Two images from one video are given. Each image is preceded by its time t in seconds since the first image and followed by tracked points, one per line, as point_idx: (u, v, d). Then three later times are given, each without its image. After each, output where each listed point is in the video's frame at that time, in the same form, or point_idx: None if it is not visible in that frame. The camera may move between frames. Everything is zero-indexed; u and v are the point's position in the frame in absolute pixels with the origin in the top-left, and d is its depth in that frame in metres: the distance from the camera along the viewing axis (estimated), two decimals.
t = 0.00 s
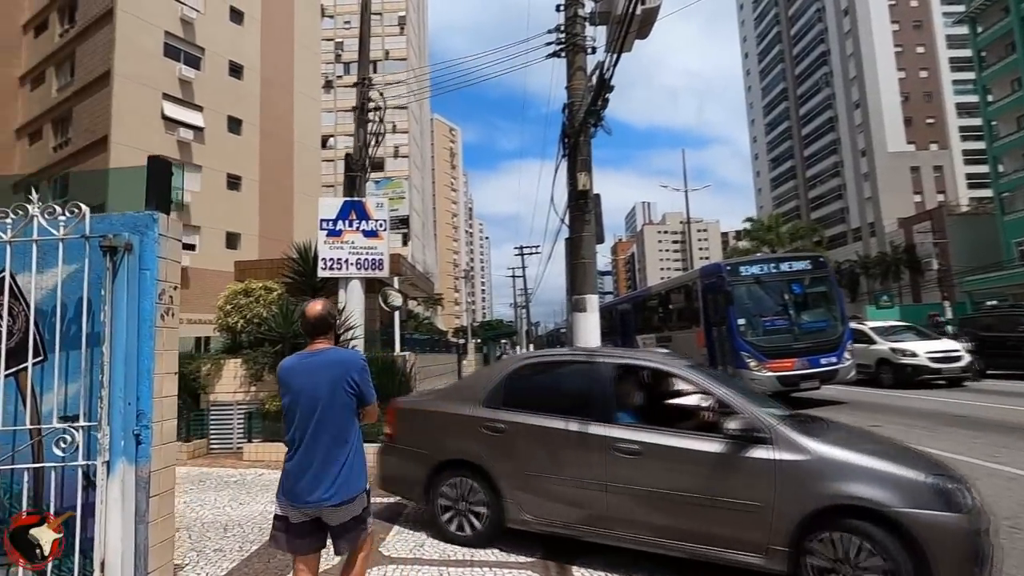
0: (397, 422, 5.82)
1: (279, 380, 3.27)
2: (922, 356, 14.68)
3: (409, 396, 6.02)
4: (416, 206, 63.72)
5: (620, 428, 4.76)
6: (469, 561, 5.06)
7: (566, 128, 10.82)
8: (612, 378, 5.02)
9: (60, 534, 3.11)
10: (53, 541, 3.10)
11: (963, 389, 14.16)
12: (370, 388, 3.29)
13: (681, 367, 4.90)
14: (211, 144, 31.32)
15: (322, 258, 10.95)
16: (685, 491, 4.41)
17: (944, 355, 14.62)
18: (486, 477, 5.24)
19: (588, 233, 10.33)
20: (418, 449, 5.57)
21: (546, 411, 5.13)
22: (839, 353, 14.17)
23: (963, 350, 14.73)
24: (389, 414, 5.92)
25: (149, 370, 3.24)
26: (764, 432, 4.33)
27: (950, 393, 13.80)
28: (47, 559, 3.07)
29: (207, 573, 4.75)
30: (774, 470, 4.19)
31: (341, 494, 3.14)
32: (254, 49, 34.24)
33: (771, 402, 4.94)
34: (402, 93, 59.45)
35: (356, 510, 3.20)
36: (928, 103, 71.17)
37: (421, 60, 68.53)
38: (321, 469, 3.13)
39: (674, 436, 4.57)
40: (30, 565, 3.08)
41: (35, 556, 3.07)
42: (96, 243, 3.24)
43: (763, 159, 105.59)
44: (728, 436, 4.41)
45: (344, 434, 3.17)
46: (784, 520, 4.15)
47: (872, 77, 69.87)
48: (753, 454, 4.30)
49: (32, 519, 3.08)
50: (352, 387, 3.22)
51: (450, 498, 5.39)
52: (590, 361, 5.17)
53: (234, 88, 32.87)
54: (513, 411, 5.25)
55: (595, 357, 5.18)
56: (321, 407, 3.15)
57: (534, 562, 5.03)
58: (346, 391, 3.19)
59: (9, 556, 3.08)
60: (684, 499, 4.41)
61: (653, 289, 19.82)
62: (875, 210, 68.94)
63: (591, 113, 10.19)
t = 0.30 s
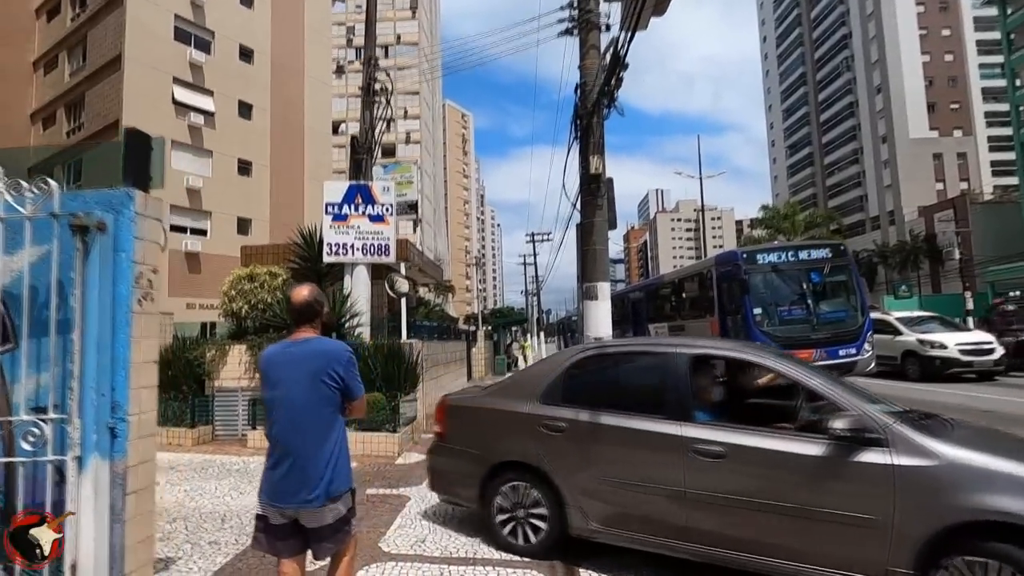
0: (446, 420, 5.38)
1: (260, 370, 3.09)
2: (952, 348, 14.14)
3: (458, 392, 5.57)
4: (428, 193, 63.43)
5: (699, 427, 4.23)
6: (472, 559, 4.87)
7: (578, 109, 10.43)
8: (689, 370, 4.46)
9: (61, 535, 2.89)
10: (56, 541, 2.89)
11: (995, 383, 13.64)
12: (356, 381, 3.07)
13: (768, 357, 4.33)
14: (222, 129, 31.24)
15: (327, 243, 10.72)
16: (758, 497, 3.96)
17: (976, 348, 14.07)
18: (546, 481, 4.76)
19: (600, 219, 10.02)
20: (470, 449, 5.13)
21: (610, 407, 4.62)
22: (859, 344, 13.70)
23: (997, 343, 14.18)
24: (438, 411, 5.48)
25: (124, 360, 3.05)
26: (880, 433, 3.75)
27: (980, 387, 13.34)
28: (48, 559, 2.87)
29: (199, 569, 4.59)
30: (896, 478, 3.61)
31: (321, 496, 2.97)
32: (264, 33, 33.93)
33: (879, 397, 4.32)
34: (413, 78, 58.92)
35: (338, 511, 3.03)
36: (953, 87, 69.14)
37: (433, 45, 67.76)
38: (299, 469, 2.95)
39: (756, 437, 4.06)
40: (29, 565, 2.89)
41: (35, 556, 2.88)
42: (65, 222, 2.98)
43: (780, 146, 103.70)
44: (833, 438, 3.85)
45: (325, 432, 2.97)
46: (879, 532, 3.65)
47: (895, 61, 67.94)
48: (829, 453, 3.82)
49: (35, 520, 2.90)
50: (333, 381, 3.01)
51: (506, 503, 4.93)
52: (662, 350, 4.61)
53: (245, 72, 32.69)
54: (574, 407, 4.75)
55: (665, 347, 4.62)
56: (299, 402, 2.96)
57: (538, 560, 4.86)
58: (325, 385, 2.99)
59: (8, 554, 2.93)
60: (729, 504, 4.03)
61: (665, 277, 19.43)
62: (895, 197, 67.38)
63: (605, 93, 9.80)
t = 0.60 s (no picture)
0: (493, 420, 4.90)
1: (228, 354, 2.88)
2: (969, 336, 13.86)
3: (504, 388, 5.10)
4: (428, 176, 62.83)
5: (787, 427, 3.68)
6: (469, 553, 4.68)
7: (581, 86, 10.05)
8: (773, 361, 3.90)
9: (61, 534, 2.69)
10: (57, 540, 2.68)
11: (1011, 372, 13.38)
12: (333, 366, 2.83)
13: (867, 343, 3.75)
14: (218, 108, 30.75)
15: (320, 223, 10.37)
16: (785, 497, 3.60)
17: (993, 337, 13.86)
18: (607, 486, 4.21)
19: (603, 199, 9.69)
20: (521, 452, 4.64)
21: (678, 403, 4.07)
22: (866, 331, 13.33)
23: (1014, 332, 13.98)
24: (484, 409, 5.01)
25: (81, 340, 2.83)
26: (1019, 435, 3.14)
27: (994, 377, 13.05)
28: (48, 559, 2.67)
29: (177, 561, 4.35)
30: None
31: (295, 491, 2.71)
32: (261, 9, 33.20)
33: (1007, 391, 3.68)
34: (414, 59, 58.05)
35: (315, 507, 2.77)
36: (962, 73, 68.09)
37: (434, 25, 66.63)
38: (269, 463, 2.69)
39: (795, 430, 3.65)
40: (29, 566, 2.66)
41: (34, 556, 2.64)
42: (11, 185, 2.67)
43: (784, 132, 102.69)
44: (962, 440, 3.26)
45: (298, 422, 2.73)
46: (911, 537, 3.28)
47: (903, 45, 66.86)
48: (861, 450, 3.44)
49: (35, 519, 2.63)
50: (307, 366, 2.77)
51: (561, 509, 4.43)
52: (741, 338, 4.04)
53: (242, 51, 32.12)
54: (636, 403, 4.21)
55: (739, 333, 4.07)
56: (269, 387, 2.72)
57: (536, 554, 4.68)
58: (297, 370, 2.74)
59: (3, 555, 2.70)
60: (743, 503, 3.71)
61: (669, 261, 19.08)
62: (899, 184, 66.76)
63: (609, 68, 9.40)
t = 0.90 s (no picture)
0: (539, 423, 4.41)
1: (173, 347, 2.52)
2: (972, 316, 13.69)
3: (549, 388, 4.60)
4: (414, 156, 61.77)
5: (896, 430, 3.15)
6: (456, 551, 4.45)
7: (570, 57, 9.62)
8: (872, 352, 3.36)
9: (59, 534, 3.20)
10: (54, 541, 3.18)
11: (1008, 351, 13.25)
12: (298, 360, 2.49)
13: (986, 325, 3.18)
14: (195, 86, 29.84)
15: (299, 203, 9.89)
16: (818, 502, 3.26)
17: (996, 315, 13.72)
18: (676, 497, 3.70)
19: (594, 176, 9.34)
20: (573, 459, 4.15)
21: (760, 403, 3.54)
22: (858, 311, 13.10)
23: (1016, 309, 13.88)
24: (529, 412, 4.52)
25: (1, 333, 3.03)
26: None
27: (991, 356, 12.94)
28: (47, 559, 3.15)
29: (141, 567, 4.05)
30: None
31: (253, 502, 2.39)
32: None
33: None
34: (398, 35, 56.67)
35: (277, 519, 2.46)
36: (949, 51, 68.01)
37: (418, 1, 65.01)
38: (222, 471, 2.36)
39: (838, 426, 3.27)
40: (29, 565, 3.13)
41: (35, 556, 3.11)
42: None
43: (772, 111, 102.43)
44: None
45: (255, 424, 2.39)
46: (948, 543, 2.94)
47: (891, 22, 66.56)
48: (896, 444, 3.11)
49: (34, 520, 3.11)
50: (266, 360, 2.42)
51: (620, 524, 3.94)
52: (830, 326, 3.49)
53: (217, 25, 31.25)
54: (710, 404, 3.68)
55: (828, 320, 3.52)
56: (221, 385, 2.38)
57: (527, 553, 4.46)
58: (254, 365, 2.40)
59: None
60: (764, 506, 3.40)
61: (658, 240, 18.77)
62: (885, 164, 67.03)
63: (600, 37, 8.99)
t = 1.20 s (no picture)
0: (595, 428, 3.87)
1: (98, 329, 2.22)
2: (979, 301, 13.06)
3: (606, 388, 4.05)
4: (405, 138, 60.89)
5: None
6: (440, 550, 4.16)
7: (563, 28, 9.15)
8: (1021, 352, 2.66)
9: (58, 535, 3.84)
10: (53, 542, 3.81)
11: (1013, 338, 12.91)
12: (244, 351, 2.24)
13: None
14: (177, 62, 29.10)
15: (279, 180, 9.43)
16: (878, 524, 2.78)
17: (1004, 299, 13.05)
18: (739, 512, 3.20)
19: (588, 154, 8.97)
20: (637, 471, 3.58)
21: (870, 412, 2.91)
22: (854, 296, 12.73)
23: None
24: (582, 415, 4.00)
25: None
26: None
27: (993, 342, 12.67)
28: (47, 557, 3.76)
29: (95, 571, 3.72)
30: None
31: (191, 508, 2.18)
32: None
33: None
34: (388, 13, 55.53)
35: (227, 525, 2.28)
36: (943, 35, 67.73)
37: None
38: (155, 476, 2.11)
39: (926, 438, 2.71)
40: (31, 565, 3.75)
41: (35, 556, 3.74)
42: None
43: (765, 95, 101.99)
44: None
45: (195, 421, 2.16)
46: None
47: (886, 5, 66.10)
48: (997, 457, 2.54)
49: (36, 522, 3.79)
50: (206, 349, 2.16)
51: (694, 548, 3.33)
52: (961, 319, 2.82)
53: None
54: (802, 411, 3.07)
55: (958, 312, 2.86)
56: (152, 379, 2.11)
57: (514, 552, 4.18)
58: (191, 355, 2.13)
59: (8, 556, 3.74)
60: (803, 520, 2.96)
61: (653, 223, 18.40)
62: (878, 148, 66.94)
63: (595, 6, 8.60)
